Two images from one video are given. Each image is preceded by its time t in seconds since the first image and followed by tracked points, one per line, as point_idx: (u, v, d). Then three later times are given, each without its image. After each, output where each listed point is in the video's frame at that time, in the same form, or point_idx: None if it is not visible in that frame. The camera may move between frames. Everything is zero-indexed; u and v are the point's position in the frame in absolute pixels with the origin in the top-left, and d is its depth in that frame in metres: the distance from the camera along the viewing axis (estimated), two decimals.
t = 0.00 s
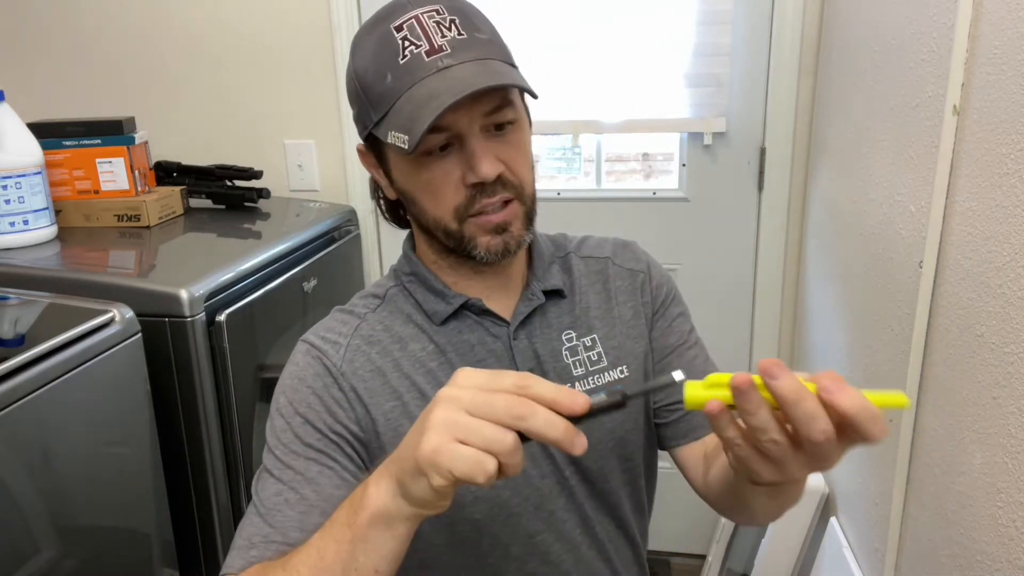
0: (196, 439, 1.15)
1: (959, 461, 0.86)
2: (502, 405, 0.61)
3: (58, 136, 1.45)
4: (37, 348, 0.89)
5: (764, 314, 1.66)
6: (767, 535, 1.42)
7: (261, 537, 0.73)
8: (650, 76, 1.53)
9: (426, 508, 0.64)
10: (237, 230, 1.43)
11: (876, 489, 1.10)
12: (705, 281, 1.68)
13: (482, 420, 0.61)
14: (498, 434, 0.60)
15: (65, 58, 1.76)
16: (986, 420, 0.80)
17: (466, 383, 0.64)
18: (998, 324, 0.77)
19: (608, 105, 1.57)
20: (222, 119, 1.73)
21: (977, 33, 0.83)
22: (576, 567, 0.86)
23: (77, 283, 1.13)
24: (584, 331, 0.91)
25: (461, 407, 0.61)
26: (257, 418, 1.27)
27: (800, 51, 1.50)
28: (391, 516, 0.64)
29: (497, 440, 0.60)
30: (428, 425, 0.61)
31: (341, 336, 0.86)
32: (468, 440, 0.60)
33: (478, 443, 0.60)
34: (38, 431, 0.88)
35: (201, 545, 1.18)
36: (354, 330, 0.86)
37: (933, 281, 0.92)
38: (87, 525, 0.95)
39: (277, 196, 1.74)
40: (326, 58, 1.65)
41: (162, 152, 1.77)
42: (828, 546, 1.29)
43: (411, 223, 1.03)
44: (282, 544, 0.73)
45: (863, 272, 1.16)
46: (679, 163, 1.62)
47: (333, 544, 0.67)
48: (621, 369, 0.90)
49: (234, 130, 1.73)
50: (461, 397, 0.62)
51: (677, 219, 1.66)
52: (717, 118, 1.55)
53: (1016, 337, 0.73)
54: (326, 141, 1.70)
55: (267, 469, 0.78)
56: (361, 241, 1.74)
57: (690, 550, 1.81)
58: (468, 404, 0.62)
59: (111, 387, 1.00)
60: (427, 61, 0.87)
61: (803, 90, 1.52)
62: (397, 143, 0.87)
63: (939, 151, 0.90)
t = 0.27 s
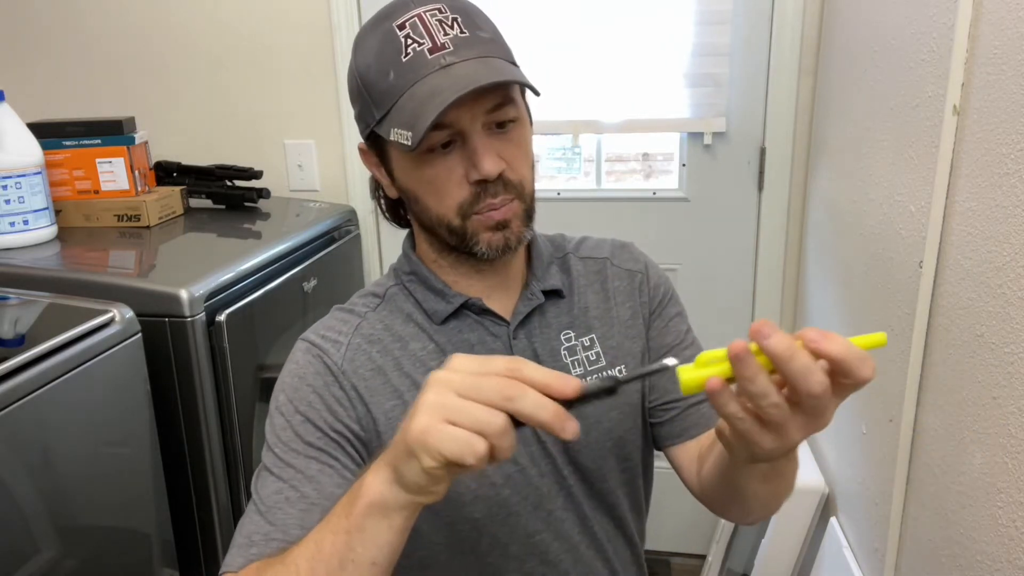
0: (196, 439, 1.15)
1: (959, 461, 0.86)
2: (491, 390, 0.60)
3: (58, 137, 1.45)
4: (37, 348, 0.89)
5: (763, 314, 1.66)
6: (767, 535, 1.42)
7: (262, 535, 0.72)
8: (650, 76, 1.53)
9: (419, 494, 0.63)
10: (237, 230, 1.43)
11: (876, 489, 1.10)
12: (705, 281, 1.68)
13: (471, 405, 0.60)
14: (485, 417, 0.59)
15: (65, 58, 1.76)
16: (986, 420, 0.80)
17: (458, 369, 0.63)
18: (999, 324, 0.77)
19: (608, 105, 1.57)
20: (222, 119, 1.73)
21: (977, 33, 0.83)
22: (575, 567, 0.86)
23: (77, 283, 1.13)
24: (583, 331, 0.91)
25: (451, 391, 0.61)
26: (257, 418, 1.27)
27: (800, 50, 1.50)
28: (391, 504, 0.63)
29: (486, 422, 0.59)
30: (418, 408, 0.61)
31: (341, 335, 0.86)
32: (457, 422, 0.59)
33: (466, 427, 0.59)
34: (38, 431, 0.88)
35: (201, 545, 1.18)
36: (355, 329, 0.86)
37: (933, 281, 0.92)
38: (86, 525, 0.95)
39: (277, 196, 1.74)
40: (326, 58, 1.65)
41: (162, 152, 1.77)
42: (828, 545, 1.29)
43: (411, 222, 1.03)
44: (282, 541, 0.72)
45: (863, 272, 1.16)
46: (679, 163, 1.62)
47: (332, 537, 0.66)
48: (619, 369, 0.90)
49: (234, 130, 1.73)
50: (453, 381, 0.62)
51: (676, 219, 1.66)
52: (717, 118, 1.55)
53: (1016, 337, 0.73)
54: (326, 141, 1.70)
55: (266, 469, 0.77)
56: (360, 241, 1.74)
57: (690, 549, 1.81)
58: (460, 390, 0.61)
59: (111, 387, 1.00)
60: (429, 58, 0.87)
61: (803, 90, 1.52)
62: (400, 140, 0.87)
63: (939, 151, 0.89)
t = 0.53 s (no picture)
0: (196, 439, 1.15)
1: (959, 461, 0.86)
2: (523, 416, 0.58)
3: (58, 136, 1.45)
4: (37, 348, 0.89)
5: (764, 314, 1.66)
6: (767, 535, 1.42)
7: (267, 529, 0.71)
8: (650, 76, 1.53)
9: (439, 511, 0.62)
10: (237, 230, 1.43)
11: (876, 489, 1.10)
12: (705, 281, 1.68)
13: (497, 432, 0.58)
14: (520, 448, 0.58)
15: (65, 58, 1.76)
16: (986, 420, 0.80)
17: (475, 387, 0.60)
18: (999, 324, 0.77)
19: (608, 105, 1.57)
20: (222, 119, 1.73)
21: (977, 33, 0.83)
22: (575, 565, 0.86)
23: (77, 283, 1.13)
24: (582, 329, 0.91)
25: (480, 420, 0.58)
26: (256, 418, 1.27)
27: (800, 50, 1.50)
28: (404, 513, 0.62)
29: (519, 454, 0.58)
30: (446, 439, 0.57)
31: (343, 332, 0.86)
32: (491, 456, 0.57)
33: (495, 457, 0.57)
34: (38, 431, 0.88)
35: (201, 545, 1.18)
36: (356, 326, 0.86)
37: (933, 280, 0.92)
38: (86, 525, 0.95)
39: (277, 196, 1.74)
40: (326, 58, 1.65)
41: (162, 152, 1.77)
42: (828, 545, 1.29)
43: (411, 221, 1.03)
44: (284, 537, 0.71)
45: (863, 272, 1.16)
46: (679, 163, 1.62)
47: (344, 541, 0.63)
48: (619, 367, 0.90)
49: (234, 130, 1.73)
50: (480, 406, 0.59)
51: (676, 219, 1.66)
52: (717, 118, 1.55)
53: (1016, 337, 0.73)
54: (326, 141, 1.70)
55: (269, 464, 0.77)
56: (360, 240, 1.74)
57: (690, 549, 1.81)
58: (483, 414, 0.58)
59: (111, 387, 1.00)
60: (426, 56, 0.87)
61: (803, 90, 1.52)
62: (397, 137, 0.87)
63: (939, 151, 0.89)
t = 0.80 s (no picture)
0: (196, 439, 1.15)
1: (960, 461, 0.86)
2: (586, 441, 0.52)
3: (58, 136, 1.45)
4: (37, 348, 0.89)
5: (764, 314, 1.66)
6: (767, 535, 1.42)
7: (290, 525, 0.72)
8: (650, 76, 1.53)
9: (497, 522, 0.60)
10: (238, 230, 1.43)
11: (876, 489, 1.10)
12: (705, 281, 1.68)
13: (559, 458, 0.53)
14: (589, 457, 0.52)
15: (65, 58, 1.76)
16: (986, 420, 0.80)
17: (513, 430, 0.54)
18: (999, 324, 0.77)
19: (608, 105, 1.57)
20: (222, 120, 1.73)
21: (977, 33, 0.83)
22: (577, 565, 0.86)
23: (77, 283, 1.13)
24: (583, 327, 0.92)
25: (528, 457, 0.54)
26: (257, 418, 1.27)
27: (801, 50, 1.50)
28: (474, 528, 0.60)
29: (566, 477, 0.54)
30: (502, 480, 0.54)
31: (346, 330, 0.86)
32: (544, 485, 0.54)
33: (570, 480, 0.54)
34: (38, 431, 0.88)
35: (201, 545, 1.18)
36: (359, 325, 0.86)
37: (933, 280, 0.92)
38: (87, 525, 0.95)
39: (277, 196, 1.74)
40: (326, 57, 1.65)
41: (162, 151, 1.77)
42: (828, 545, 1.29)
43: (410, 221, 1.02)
44: (285, 537, 0.71)
45: (864, 272, 1.16)
46: (679, 163, 1.62)
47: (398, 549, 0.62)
48: (619, 365, 0.91)
49: (234, 130, 1.73)
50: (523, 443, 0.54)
51: (676, 219, 1.66)
52: (716, 118, 1.55)
53: (1016, 337, 0.73)
54: (326, 140, 1.70)
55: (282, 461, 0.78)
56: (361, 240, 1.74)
57: (690, 550, 1.81)
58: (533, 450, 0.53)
59: (112, 387, 1.00)
60: (423, 56, 0.87)
61: (803, 90, 1.52)
62: (395, 137, 0.87)
63: (939, 151, 0.89)
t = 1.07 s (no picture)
0: (196, 439, 1.15)
1: (959, 461, 0.86)
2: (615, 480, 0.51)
3: (58, 137, 1.45)
4: (37, 348, 0.89)
5: (764, 314, 1.66)
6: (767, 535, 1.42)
7: (283, 527, 0.71)
8: (650, 76, 1.53)
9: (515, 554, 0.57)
10: (237, 230, 1.43)
11: (876, 489, 1.10)
12: (705, 280, 1.68)
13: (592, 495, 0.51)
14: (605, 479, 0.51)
15: (65, 58, 1.76)
16: (986, 421, 0.80)
17: (541, 472, 0.51)
18: (999, 324, 0.77)
19: (608, 105, 1.57)
20: (222, 120, 1.73)
21: (977, 33, 0.83)
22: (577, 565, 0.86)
23: (77, 283, 1.13)
24: (582, 326, 0.92)
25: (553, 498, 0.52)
26: (257, 417, 1.27)
27: (801, 50, 1.50)
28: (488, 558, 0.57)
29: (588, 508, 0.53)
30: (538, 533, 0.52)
31: (345, 331, 0.86)
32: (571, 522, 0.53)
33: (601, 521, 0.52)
34: (38, 431, 0.88)
35: (201, 544, 1.18)
36: (358, 326, 0.86)
37: (933, 280, 0.92)
38: (87, 525, 0.95)
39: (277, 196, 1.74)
40: (326, 57, 1.65)
41: (162, 151, 1.77)
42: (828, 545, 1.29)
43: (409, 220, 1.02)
44: (286, 537, 0.71)
45: (864, 272, 1.16)
46: (679, 164, 1.62)
47: None
48: (618, 364, 0.91)
49: (234, 130, 1.73)
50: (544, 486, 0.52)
51: (676, 219, 1.66)
52: (717, 119, 1.55)
53: (1016, 337, 0.73)
54: (326, 140, 1.70)
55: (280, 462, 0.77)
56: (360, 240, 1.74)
57: (690, 550, 1.81)
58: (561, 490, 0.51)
59: (112, 387, 1.00)
60: (427, 50, 0.87)
61: (803, 90, 1.52)
62: (394, 129, 0.87)
63: (939, 151, 0.89)
